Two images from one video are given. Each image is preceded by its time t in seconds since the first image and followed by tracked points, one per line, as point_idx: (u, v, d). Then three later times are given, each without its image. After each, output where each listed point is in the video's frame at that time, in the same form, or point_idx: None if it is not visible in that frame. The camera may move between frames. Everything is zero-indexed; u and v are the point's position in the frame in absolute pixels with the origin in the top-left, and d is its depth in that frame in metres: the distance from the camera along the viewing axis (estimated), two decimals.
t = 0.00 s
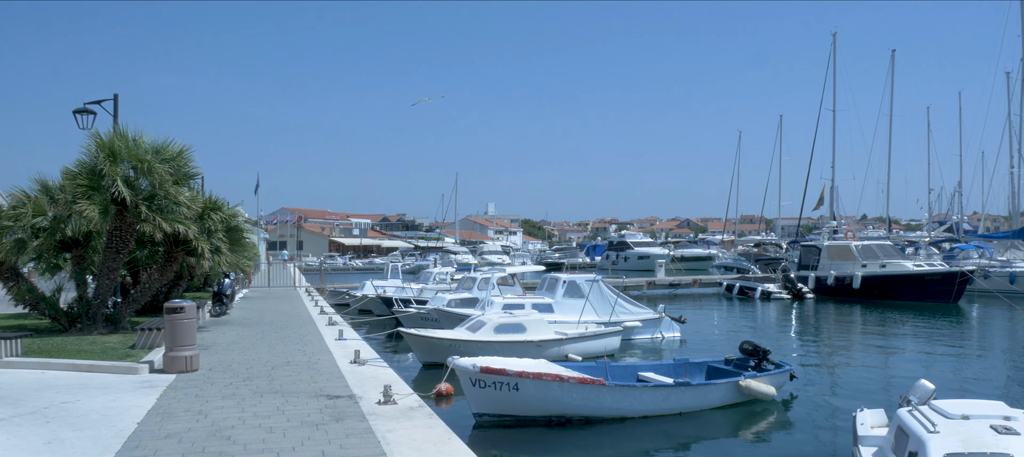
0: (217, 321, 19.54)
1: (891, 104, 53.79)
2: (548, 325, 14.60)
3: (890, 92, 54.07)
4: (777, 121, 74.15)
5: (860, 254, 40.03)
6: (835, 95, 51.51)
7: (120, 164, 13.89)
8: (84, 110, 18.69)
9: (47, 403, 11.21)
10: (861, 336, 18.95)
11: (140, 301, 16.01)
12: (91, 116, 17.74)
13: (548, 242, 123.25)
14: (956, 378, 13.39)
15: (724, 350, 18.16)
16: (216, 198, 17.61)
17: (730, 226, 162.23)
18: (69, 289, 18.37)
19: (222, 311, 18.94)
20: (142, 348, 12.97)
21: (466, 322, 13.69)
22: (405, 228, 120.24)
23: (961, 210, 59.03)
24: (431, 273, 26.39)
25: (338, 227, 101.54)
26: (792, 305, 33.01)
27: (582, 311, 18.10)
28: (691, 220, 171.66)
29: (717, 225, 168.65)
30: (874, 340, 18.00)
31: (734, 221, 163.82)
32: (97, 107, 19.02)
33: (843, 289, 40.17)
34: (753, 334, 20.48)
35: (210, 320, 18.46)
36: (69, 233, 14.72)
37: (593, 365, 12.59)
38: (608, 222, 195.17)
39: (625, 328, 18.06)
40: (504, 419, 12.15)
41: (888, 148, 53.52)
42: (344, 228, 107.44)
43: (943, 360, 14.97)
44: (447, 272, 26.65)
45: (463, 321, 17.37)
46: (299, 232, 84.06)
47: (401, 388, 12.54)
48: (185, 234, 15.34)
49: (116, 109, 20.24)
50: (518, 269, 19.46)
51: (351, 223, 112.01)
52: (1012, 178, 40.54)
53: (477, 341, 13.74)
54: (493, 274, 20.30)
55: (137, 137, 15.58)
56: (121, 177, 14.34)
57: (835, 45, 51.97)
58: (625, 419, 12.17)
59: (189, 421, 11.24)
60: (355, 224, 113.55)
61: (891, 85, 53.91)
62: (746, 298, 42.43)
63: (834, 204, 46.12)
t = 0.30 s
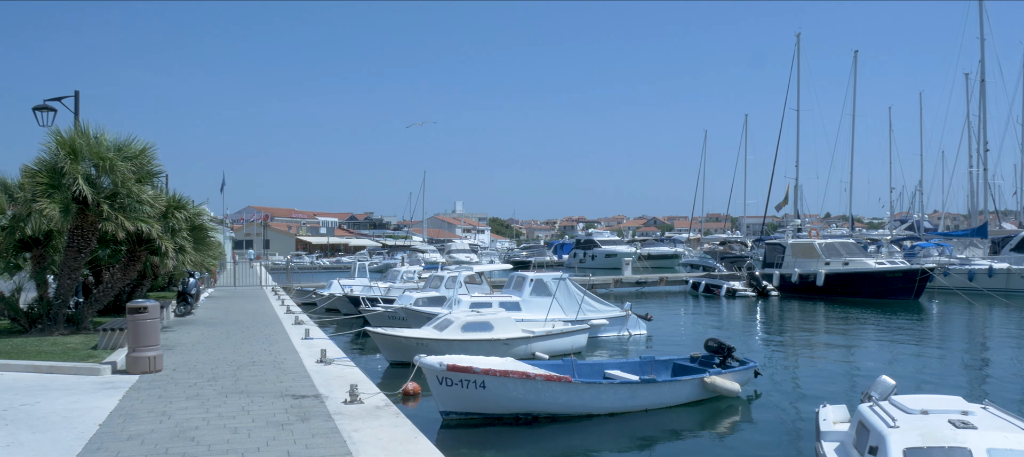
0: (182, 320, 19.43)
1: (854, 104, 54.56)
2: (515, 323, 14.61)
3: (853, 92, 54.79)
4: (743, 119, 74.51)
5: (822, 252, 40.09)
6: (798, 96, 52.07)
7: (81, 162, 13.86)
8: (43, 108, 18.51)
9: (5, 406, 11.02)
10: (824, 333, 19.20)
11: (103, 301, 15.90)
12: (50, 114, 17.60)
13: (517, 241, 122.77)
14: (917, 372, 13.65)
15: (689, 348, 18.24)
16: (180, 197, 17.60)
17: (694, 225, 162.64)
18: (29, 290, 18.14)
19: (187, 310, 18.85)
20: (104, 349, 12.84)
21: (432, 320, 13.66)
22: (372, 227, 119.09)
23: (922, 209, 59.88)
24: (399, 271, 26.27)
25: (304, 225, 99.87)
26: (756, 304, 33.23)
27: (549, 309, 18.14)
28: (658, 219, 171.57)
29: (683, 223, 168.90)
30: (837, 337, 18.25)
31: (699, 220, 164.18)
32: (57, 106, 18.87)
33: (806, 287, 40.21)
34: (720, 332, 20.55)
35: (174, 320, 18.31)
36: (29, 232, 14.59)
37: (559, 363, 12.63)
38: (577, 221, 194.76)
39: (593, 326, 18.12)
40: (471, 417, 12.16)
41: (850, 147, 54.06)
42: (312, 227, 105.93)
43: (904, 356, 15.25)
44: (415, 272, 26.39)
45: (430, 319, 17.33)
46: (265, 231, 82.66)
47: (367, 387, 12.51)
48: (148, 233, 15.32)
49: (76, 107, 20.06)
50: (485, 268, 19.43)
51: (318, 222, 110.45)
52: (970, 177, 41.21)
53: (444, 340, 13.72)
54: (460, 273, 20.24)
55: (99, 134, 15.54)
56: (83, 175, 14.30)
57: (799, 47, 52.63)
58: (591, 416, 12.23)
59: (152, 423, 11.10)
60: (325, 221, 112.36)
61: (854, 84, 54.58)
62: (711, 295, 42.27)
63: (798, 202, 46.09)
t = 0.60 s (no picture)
0: (143, 320, 19.22)
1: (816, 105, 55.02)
2: (480, 322, 14.61)
3: (815, 93, 55.03)
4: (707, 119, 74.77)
5: (784, 250, 40.32)
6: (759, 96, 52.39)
7: (36, 159, 13.73)
8: None
9: None
10: (786, 330, 19.44)
11: (60, 301, 15.69)
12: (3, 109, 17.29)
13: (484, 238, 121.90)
14: (877, 369, 13.86)
15: (653, 345, 18.31)
16: (139, 194, 17.48)
17: (660, 224, 162.65)
18: None
19: (147, 310, 18.67)
20: (61, 350, 12.67)
21: (396, 319, 13.61)
22: (336, 225, 117.47)
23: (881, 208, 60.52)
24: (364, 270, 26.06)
25: (267, 223, 98.31)
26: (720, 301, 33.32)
27: (514, 308, 18.12)
28: (623, 217, 171.49)
29: (649, 222, 169.29)
30: (798, 334, 18.46)
31: (665, 218, 164.59)
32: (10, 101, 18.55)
33: (768, 285, 40.27)
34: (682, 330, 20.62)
35: (134, 319, 18.10)
36: None
37: (524, 362, 12.64)
38: (548, 218, 194.31)
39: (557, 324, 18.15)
40: (435, 416, 12.17)
41: (811, 147, 54.42)
42: (276, 225, 104.11)
43: (864, 352, 15.47)
44: (380, 270, 25.97)
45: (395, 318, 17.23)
46: (228, 230, 81.02)
47: (330, 386, 12.45)
48: (106, 231, 15.21)
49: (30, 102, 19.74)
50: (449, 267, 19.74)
51: (282, 220, 108.50)
52: (928, 177, 41.64)
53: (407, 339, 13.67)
54: (424, 271, 20.08)
55: (55, 130, 15.38)
56: (39, 172, 14.14)
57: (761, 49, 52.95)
58: (555, 414, 12.27)
59: (111, 424, 10.89)
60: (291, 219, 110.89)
61: (816, 84, 54.82)
62: (675, 293, 42.14)
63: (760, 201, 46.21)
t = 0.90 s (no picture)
0: (99, 320, 18.95)
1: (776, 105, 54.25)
2: (442, 321, 14.58)
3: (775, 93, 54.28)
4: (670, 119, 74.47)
5: (745, 250, 38.41)
6: (723, 95, 50.89)
7: None
8: None
9: None
10: (747, 329, 19.66)
11: (12, 302, 15.47)
12: None
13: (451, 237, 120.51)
14: (835, 368, 14.05)
15: (615, 344, 18.30)
16: (94, 193, 17.30)
17: (621, 222, 159.96)
18: None
19: (104, 310, 18.44)
20: (14, 352, 12.44)
21: (357, 319, 13.55)
22: (298, 224, 114.93)
23: (841, 208, 60.84)
24: (325, 270, 25.83)
25: (227, 221, 95.96)
26: (682, 300, 33.27)
27: (477, 307, 18.02)
28: (587, 216, 168.74)
29: (612, 222, 168.30)
30: (758, 332, 18.61)
31: (627, 218, 162.78)
32: None
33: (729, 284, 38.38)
34: (644, 329, 20.66)
35: (90, 320, 17.83)
36: None
37: (486, 361, 12.62)
38: (510, 218, 192.36)
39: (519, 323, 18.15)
40: (397, 416, 12.11)
41: (771, 145, 54.30)
42: (238, 223, 101.72)
43: (823, 351, 15.67)
44: (341, 269, 25.98)
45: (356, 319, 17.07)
46: (185, 228, 78.85)
47: (291, 387, 12.35)
48: (61, 230, 15.06)
49: None
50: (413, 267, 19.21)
51: (243, 218, 106.00)
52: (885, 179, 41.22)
53: (369, 339, 13.60)
54: (387, 270, 19.74)
55: (7, 128, 15.18)
56: None
57: (722, 48, 51.20)
58: (517, 414, 12.28)
59: (64, 427, 10.66)
60: (253, 217, 108.71)
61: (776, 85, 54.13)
62: (637, 293, 40.53)
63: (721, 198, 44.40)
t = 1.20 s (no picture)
0: (52, 322, 18.61)
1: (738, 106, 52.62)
2: (404, 322, 14.53)
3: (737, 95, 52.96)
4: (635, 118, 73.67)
5: (707, 249, 36.49)
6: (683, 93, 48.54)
7: None
8: None
9: None
10: (708, 327, 19.77)
11: None
12: None
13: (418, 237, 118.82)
14: (795, 365, 14.17)
15: (578, 344, 18.30)
16: (47, 192, 17.03)
17: (584, 222, 156.38)
18: None
19: (57, 311, 18.14)
20: None
21: (318, 320, 13.45)
22: (259, 225, 111.73)
23: (801, 208, 61.26)
24: (286, 270, 25.48)
25: (186, 220, 93.28)
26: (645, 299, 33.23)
27: (439, 307, 17.92)
28: (549, 216, 164.84)
29: (575, 221, 167.41)
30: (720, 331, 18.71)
31: (587, 218, 159.64)
32: None
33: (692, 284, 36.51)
34: (608, 328, 20.67)
35: (43, 322, 17.48)
36: None
37: (448, 361, 12.56)
38: (476, 217, 189.89)
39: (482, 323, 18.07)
40: (358, 417, 11.97)
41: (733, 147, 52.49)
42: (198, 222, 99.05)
43: (783, 350, 15.76)
44: (303, 270, 25.65)
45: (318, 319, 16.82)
46: (141, 228, 76.34)
47: (250, 389, 12.20)
48: (12, 230, 14.82)
49: None
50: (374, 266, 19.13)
51: (204, 217, 103.33)
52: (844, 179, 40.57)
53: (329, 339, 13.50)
54: (348, 270, 19.52)
55: None
56: None
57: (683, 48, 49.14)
58: (480, 414, 12.22)
59: (15, 432, 10.38)
60: (214, 216, 106.12)
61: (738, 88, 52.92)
62: (600, 293, 38.55)
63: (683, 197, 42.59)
